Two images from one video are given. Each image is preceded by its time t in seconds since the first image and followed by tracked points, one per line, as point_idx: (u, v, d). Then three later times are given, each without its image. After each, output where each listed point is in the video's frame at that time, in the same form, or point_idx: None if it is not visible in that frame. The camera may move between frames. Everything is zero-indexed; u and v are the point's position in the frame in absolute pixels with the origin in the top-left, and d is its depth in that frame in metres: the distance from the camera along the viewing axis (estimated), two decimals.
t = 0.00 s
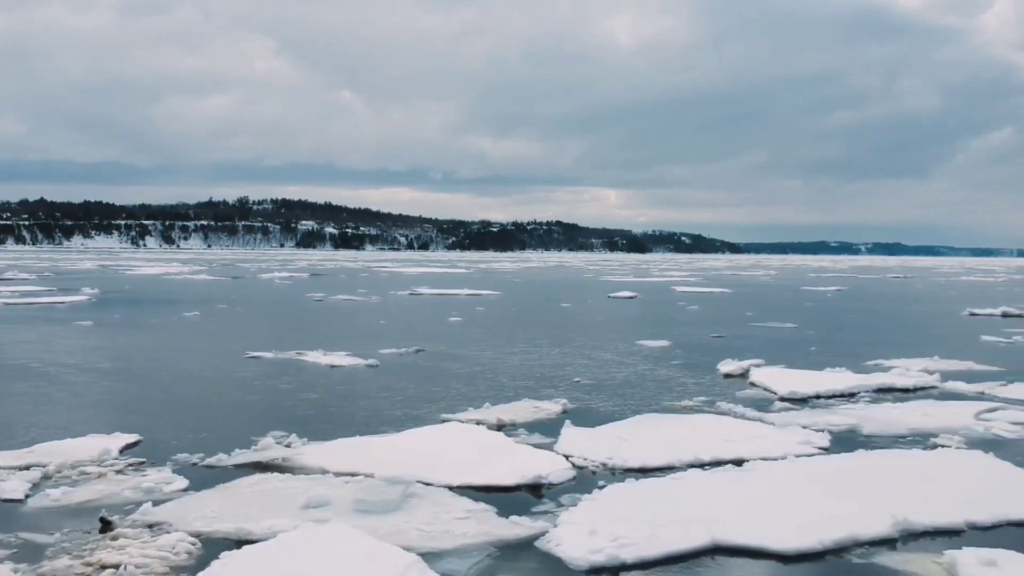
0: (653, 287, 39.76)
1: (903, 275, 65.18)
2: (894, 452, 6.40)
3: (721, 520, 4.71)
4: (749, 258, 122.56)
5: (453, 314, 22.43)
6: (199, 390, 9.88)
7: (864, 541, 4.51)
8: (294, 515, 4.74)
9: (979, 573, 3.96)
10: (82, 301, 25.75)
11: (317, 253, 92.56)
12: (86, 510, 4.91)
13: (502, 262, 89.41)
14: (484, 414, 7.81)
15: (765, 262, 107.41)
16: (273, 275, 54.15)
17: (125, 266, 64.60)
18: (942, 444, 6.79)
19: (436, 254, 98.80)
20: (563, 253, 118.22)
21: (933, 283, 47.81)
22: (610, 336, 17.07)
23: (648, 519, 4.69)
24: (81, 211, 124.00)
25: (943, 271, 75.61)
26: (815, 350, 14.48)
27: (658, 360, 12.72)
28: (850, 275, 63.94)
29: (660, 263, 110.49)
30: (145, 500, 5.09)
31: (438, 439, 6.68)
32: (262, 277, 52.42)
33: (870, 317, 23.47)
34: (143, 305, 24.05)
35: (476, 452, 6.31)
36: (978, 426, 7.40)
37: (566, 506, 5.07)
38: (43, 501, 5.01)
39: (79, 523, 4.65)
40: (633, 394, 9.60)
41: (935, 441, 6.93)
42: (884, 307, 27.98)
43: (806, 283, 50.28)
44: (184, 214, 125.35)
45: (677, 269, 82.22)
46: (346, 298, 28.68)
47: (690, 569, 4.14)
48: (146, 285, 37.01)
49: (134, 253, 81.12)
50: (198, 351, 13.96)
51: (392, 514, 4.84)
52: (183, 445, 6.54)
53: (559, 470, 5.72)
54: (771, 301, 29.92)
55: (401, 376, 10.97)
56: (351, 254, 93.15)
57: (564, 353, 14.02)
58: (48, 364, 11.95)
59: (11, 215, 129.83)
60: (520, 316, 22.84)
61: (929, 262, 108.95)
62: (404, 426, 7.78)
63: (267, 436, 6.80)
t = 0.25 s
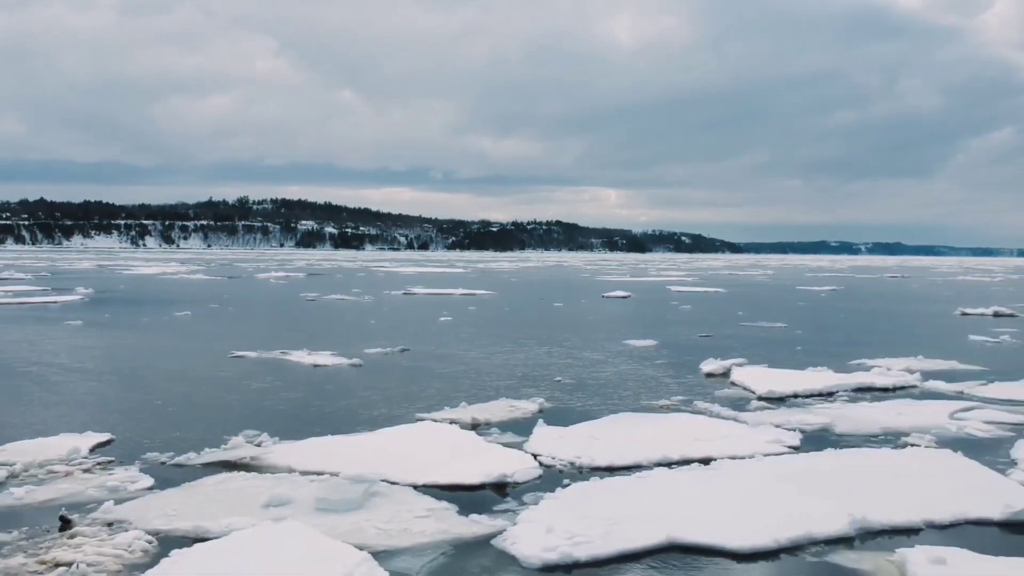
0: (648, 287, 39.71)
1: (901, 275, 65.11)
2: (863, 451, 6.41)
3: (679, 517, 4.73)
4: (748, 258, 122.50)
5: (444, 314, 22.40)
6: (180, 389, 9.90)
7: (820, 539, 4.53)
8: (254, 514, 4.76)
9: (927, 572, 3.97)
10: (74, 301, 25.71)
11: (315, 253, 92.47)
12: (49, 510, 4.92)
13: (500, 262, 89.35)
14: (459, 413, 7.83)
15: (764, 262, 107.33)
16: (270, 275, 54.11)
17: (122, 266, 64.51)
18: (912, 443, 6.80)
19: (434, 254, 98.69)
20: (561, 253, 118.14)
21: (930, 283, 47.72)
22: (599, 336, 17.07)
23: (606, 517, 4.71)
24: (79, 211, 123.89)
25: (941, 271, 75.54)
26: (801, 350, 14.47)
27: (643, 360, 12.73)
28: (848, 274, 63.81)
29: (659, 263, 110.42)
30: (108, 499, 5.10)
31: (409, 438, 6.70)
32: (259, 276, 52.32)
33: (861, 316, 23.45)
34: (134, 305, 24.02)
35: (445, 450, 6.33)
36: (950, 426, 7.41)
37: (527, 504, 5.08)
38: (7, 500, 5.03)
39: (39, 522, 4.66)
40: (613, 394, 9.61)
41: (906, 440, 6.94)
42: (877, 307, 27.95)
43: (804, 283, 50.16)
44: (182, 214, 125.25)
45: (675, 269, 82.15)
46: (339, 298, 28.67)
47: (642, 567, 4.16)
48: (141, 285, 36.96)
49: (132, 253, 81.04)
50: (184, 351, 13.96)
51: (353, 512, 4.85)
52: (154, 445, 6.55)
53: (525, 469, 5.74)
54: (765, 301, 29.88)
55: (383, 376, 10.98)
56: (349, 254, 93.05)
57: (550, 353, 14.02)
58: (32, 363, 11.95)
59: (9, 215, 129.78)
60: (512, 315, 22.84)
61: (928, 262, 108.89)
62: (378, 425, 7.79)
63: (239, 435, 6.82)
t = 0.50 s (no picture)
0: (644, 288, 39.72)
1: (898, 275, 65.07)
2: (836, 450, 6.42)
3: (643, 517, 4.74)
4: (746, 259, 122.53)
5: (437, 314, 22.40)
6: (163, 389, 9.92)
7: (782, 538, 4.54)
8: (220, 514, 4.77)
9: (882, 570, 3.99)
10: (68, 301, 25.71)
11: (314, 253, 92.40)
12: (16, 509, 4.94)
13: (498, 262, 89.28)
14: (437, 413, 7.85)
15: (762, 263, 107.27)
16: (267, 275, 54.10)
17: (120, 266, 64.46)
18: (887, 442, 6.81)
19: (433, 254, 98.63)
20: (560, 253, 118.11)
21: (926, 283, 47.69)
22: (589, 336, 17.09)
23: (570, 517, 4.72)
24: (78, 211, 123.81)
25: (938, 271, 75.57)
26: (789, 350, 14.48)
27: (629, 360, 12.74)
28: (846, 275, 63.68)
29: (657, 263, 110.35)
30: (76, 499, 5.11)
31: (384, 436, 6.71)
32: (256, 277, 52.29)
33: (855, 316, 23.44)
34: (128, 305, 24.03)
35: (418, 449, 6.33)
36: (926, 425, 7.43)
37: (494, 504, 5.09)
38: None
39: (4, 522, 4.67)
40: (594, 394, 9.63)
41: (881, 439, 6.95)
42: (871, 307, 27.95)
43: (800, 283, 50.11)
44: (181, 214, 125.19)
45: (673, 269, 82.10)
46: (334, 298, 28.68)
47: (602, 566, 4.17)
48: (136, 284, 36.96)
49: (131, 253, 81.03)
50: (172, 351, 13.95)
51: (319, 511, 4.87)
52: (128, 445, 6.57)
53: (496, 469, 5.75)
54: (760, 301, 29.87)
55: (368, 376, 11.02)
56: (347, 254, 92.95)
57: (538, 353, 14.02)
58: (19, 364, 11.96)
59: (9, 215, 129.89)
60: (504, 315, 22.85)
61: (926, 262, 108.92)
62: (356, 425, 7.81)
63: (215, 435, 6.84)
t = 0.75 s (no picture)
0: (639, 288, 39.72)
1: (896, 275, 65.02)
2: (806, 449, 6.44)
3: (602, 516, 4.76)
4: (745, 259, 122.53)
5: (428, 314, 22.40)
6: (144, 388, 9.95)
7: (739, 536, 4.56)
8: (181, 512, 4.79)
9: (833, 569, 4.01)
10: (61, 301, 25.69)
11: (312, 254, 92.35)
12: None
13: (496, 262, 89.21)
14: (412, 412, 7.87)
15: (760, 263, 107.23)
16: (264, 275, 54.12)
17: (117, 266, 64.42)
18: (858, 441, 6.82)
19: (431, 254, 98.57)
20: (558, 253, 118.11)
21: (922, 283, 47.63)
22: (578, 336, 17.10)
23: (529, 515, 4.74)
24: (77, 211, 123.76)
25: (936, 271, 75.56)
26: (776, 349, 14.48)
27: (614, 360, 12.76)
28: (843, 275, 63.66)
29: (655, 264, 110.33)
30: (40, 497, 5.12)
31: (355, 435, 6.72)
32: (252, 277, 52.25)
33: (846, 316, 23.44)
34: (120, 305, 24.00)
35: (388, 448, 6.34)
36: (900, 424, 7.44)
37: (457, 503, 5.11)
38: None
39: None
40: (574, 393, 9.66)
41: (853, 438, 6.96)
42: (863, 307, 27.94)
43: (796, 283, 50.06)
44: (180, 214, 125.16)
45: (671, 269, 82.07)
46: (327, 297, 28.68)
47: (556, 565, 4.18)
48: (133, 285, 36.92)
49: (129, 253, 81.06)
50: (158, 351, 13.95)
51: (281, 509, 4.88)
52: (100, 445, 6.58)
53: (462, 467, 5.77)
54: (753, 301, 29.88)
55: (351, 375, 11.05)
56: (346, 254, 92.88)
57: (524, 352, 14.04)
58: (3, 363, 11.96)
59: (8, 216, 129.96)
60: (495, 315, 22.85)
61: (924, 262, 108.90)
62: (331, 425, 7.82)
63: (187, 434, 6.85)
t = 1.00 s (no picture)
0: (635, 287, 39.66)
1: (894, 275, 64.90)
2: (780, 448, 6.45)
3: (568, 514, 4.78)
4: (744, 258, 122.42)
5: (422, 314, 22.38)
6: (128, 388, 9.95)
7: (703, 535, 4.58)
8: (148, 510, 4.79)
9: (791, 568, 4.02)
10: (55, 301, 25.67)
11: (311, 254, 92.27)
12: None
13: (495, 262, 89.14)
14: (391, 411, 7.88)
15: (759, 263, 107.14)
16: (262, 275, 54.03)
17: (115, 266, 64.36)
18: (834, 441, 6.82)
19: (429, 254, 98.47)
20: (557, 253, 118.05)
21: (920, 283, 47.51)
22: (568, 336, 17.10)
23: (495, 514, 4.76)
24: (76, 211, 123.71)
25: (934, 271, 75.48)
26: (765, 349, 14.46)
27: (601, 360, 12.75)
28: (841, 275, 63.55)
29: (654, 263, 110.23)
30: (9, 496, 5.13)
31: (331, 434, 6.73)
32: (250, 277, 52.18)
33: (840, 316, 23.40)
34: (114, 305, 23.97)
35: (362, 447, 6.35)
36: (878, 424, 7.44)
37: (425, 501, 5.12)
38: None
39: None
40: (557, 392, 9.66)
41: (829, 437, 6.97)
42: (858, 306, 27.90)
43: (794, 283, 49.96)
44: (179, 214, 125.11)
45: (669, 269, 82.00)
46: (322, 297, 28.66)
47: (517, 563, 4.19)
48: (129, 284, 36.89)
49: (128, 253, 80.92)
50: (147, 351, 13.95)
51: (248, 508, 4.89)
52: (75, 444, 6.58)
53: (434, 467, 5.78)
54: (748, 300, 29.85)
55: (336, 375, 11.06)
56: (344, 254, 92.79)
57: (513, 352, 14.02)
58: None
59: (8, 215, 130.00)
60: (489, 315, 22.84)
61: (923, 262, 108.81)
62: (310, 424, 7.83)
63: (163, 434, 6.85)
